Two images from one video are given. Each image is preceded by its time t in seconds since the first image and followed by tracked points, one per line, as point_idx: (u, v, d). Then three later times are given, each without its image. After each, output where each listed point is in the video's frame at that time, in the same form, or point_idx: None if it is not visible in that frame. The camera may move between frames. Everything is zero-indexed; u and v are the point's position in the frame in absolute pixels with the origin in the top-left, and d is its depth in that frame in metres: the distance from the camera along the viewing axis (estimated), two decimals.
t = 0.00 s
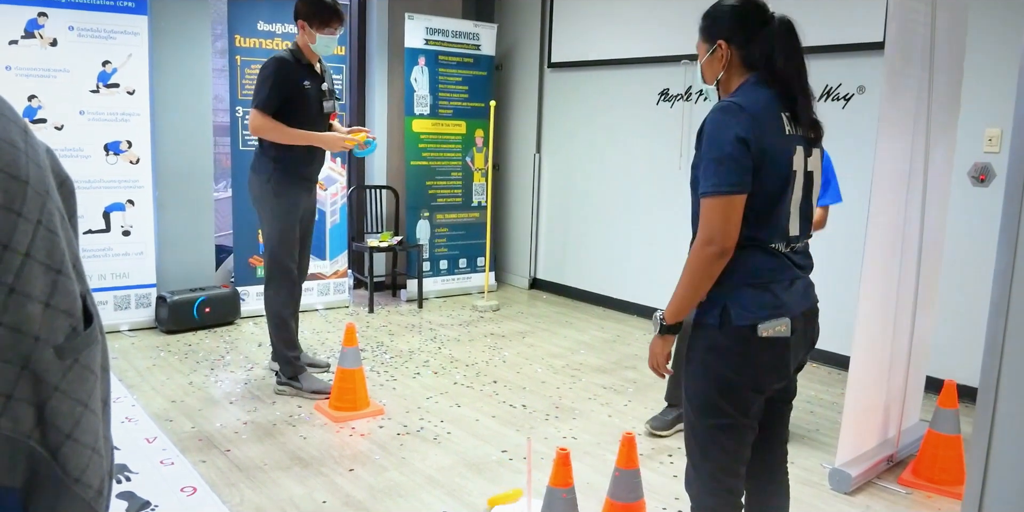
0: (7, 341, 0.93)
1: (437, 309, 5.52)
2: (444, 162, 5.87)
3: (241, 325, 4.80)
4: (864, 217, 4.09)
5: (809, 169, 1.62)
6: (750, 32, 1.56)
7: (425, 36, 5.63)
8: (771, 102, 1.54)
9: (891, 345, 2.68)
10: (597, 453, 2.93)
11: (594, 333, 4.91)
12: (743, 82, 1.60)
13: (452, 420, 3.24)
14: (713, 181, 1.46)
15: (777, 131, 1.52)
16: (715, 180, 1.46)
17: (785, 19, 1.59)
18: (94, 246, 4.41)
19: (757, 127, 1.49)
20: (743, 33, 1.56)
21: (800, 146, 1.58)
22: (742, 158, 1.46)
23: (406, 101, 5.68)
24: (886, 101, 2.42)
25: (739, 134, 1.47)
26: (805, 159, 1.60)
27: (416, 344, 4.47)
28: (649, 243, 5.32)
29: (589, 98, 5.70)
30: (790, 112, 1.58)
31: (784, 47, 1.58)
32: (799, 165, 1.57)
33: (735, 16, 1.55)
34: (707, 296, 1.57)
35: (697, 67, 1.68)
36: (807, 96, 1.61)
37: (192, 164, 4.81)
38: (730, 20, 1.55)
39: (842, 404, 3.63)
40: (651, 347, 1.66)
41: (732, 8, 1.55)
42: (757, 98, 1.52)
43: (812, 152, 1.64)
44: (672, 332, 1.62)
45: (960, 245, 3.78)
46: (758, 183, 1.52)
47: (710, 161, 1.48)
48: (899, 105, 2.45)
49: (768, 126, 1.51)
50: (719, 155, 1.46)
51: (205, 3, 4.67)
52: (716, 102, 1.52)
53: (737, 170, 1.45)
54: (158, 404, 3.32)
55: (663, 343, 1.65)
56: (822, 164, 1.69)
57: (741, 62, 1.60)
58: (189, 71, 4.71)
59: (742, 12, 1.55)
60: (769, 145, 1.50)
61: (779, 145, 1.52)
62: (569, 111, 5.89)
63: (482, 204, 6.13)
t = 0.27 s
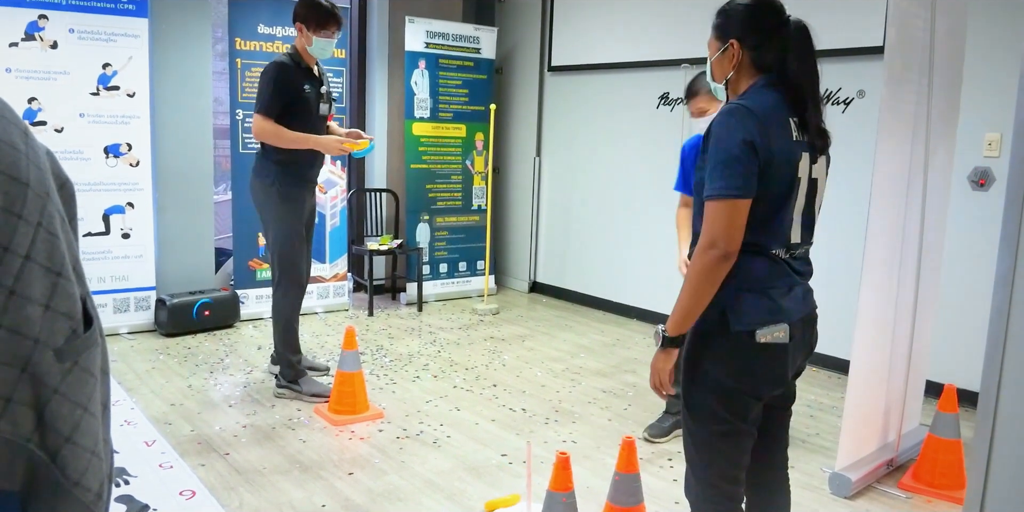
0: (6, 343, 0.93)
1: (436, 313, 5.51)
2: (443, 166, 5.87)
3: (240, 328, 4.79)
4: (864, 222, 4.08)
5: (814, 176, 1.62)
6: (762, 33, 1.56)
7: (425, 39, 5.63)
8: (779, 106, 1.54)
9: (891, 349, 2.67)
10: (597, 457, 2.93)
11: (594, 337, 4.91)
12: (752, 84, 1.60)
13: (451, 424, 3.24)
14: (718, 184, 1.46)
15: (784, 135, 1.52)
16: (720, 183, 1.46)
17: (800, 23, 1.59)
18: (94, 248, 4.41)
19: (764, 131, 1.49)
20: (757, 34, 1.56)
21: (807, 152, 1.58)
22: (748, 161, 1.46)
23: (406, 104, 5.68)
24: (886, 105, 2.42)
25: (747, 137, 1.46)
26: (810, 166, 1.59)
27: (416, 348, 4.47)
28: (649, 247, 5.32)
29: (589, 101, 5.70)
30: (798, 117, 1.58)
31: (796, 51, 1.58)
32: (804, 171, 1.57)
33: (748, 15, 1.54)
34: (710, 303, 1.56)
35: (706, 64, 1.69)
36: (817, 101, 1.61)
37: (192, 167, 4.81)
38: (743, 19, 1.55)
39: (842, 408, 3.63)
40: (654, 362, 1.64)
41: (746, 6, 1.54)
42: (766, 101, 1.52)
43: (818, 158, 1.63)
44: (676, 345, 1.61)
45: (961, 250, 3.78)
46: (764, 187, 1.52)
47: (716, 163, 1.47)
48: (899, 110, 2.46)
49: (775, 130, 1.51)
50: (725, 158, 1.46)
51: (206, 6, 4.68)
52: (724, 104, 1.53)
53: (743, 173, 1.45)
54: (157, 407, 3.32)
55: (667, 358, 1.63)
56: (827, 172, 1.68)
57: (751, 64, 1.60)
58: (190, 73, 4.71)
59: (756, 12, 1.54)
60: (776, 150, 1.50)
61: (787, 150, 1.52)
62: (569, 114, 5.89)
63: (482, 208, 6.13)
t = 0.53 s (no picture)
0: (6, 345, 0.93)
1: (434, 314, 5.51)
2: (442, 167, 5.87)
3: (238, 330, 4.79)
4: (863, 225, 4.09)
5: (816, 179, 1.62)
6: (765, 33, 1.56)
7: (423, 41, 5.64)
8: (784, 107, 1.54)
9: (889, 352, 2.68)
10: (595, 459, 2.93)
11: (592, 339, 4.91)
12: (756, 85, 1.60)
13: (450, 426, 3.23)
14: (724, 185, 1.45)
15: (790, 136, 1.52)
16: (727, 184, 1.45)
17: (803, 22, 1.59)
18: (91, 249, 4.40)
19: (770, 133, 1.49)
20: (759, 34, 1.56)
21: (811, 154, 1.58)
22: (754, 163, 1.46)
23: (405, 105, 5.68)
24: (885, 108, 2.42)
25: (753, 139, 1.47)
26: (814, 169, 1.59)
27: (414, 349, 4.46)
28: (647, 249, 5.33)
29: (587, 103, 5.70)
30: (803, 119, 1.58)
31: (800, 50, 1.57)
32: (809, 173, 1.57)
33: (751, 16, 1.55)
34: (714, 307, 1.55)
35: (708, 65, 1.68)
36: (821, 102, 1.61)
37: (190, 168, 4.81)
38: (745, 20, 1.55)
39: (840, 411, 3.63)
40: (656, 370, 1.66)
41: (748, 6, 1.55)
42: (771, 102, 1.53)
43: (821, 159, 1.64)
44: (678, 353, 1.62)
45: (959, 253, 3.78)
46: (769, 189, 1.52)
47: (722, 165, 1.47)
48: (897, 113, 2.46)
49: (780, 132, 1.51)
50: (732, 159, 1.46)
51: (204, 7, 4.68)
52: (730, 104, 1.53)
53: (749, 175, 1.45)
54: (155, 409, 3.31)
55: (670, 366, 1.65)
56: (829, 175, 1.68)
57: (754, 64, 1.60)
58: (188, 74, 4.71)
59: (758, 12, 1.55)
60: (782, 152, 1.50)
61: (792, 152, 1.52)
62: (567, 116, 5.90)
63: (481, 210, 6.12)
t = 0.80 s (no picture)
0: (6, 348, 0.92)
1: (433, 316, 5.51)
2: (440, 169, 5.87)
3: (236, 331, 4.78)
4: (862, 227, 4.09)
5: (820, 183, 1.62)
6: (765, 35, 1.57)
7: (422, 43, 5.64)
8: (787, 109, 1.54)
9: (888, 355, 2.68)
10: (593, 462, 2.92)
11: (590, 341, 4.90)
12: (757, 88, 1.60)
13: (448, 428, 3.23)
14: (729, 189, 1.45)
15: (793, 139, 1.53)
16: (732, 188, 1.45)
17: (801, 20, 1.58)
18: (89, 250, 4.39)
19: (774, 136, 1.49)
20: (759, 36, 1.57)
21: (815, 157, 1.58)
22: (759, 166, 1.46)
23: (403, 107, 5.68)
24: (883, 110, 2.42)
25: (758, 142, 1.47)
26: (817, 172, 1.59)
27: (413, 352, 4.46)
28: (645, 251, 5.33)
29: (586, 106, 5.71)
30: (807, 123, 1.58)
31: (801, 50, 1.57)
32: (813, 176, 1.57)
33: (749, 18, 1.56)
34: (718, 312, 1.55)
35: (709, 69, 1.68)
36: (823, 104, 1.61)
37: (188, 169, 4.80)
38: (743, 21, 1.56)
39: (838, 414, 3.63)
40: (661, 373, 1.61)
41: (745, 9, 1.56)
42: (775, 104, 1.53)
43: (824, 162, 1.64)
44: (683, 356, 1.57)
45: (958, 256, 3.79)
46: (774, 192, 1.52)
47: (726, 169, 1.47)
48: (896, 116, 2.46)
49: (784, 136, 1.51)
50: (736, 163, 1.46)
51: (203, 8, 4.67)
52: (733, 107, 1.53)
53: (754, 178, 1.45)
54: (152, 410, 3.30)
55: (673, 368, 1.60)
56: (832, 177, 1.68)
57: (755, 66, 1.60)
58: (186, 76, 4.71)
59: (757, 13, 1.56)
60: (786, 155, 1.50)
61: (796, 156, 1.52)
62: (566, 118, 5.90)
63: (479, 212, 6.12)
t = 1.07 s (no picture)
0: (7, 351, 0.92)
1: (431, 319, 5.50)
2: (439, 172, 5.87)
3: (234, 333, 4.77)
4: (860, 231, 4.10)
5: (820, 186, 1.62)
6: (763, 38, 1.58)
7: (421, 45, 5.64)
8: (787, 112, 1.54)
9: (886, 358, 2.68)
10: (591, 464, 2.92)
11: (588, 344, 4.90)
12: (757, 91, 1.60)
13: (446, 430, 3.23)
14: (730, 192, 1.45)
15: (794, 142, 1.53)
16: (732, 191, 1.45)
17: (798, 22, 1.59)
18: (87, 252, 4.39)
19: (774, 139, 1.49)
20: (758, 40, 1.58)
21: (815, 160, 1.58)
22: (760, 169, 1.46)
23: (402, 109, 5.68)
24: (882, 114, 2.43)
25: (759, 145, 1.47)
26: (817, 175, 1.59)
27: (411, 354, 4.45)
28: (644, 254, 5.33)
29: (584, 108, 5.71)
30: (806, 126, 1.59)
31: (800, 53, 1.58)
32: (813, 179, 1.58)
33: (746, 22, 1.57)
34: (718, 315, 1.54)
35: (709, 74, 1.69)
36: (822, 106, 1.62)
37: (187, 171, 4.80)
38: (740, 25, 1.57)
39: (836, 417, 3.64)
40: (660, 375, 1.62)
41: (741, 13, 1.57)
42: (775, 107, 1.53)
43: (824, 164, 1.64)
44: (683, 358, 1.57)
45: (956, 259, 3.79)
46: (775, 195, 1.52)
47: (727, 172, 1.47)
48: (895, 120, 2.47)
49: (785, 139, 1.51)
50: (737, 166, 1.46)
51: (201, 10, 4.67)
52: (733, 111, 1.53)
53: (755, 181, 1.45)
54: (150, 412, 3.29)
55: (673, 371, 1.60)
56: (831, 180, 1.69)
57: (754, 70, 1.61)
58: (185, 78, 4.70)
59: (754, 18, 1.57)
60: (786, 158, 1.51)
61: (797, 159, 1.52)
62: (565, 121, 5.90)
63: (478, 214, 6.12)
